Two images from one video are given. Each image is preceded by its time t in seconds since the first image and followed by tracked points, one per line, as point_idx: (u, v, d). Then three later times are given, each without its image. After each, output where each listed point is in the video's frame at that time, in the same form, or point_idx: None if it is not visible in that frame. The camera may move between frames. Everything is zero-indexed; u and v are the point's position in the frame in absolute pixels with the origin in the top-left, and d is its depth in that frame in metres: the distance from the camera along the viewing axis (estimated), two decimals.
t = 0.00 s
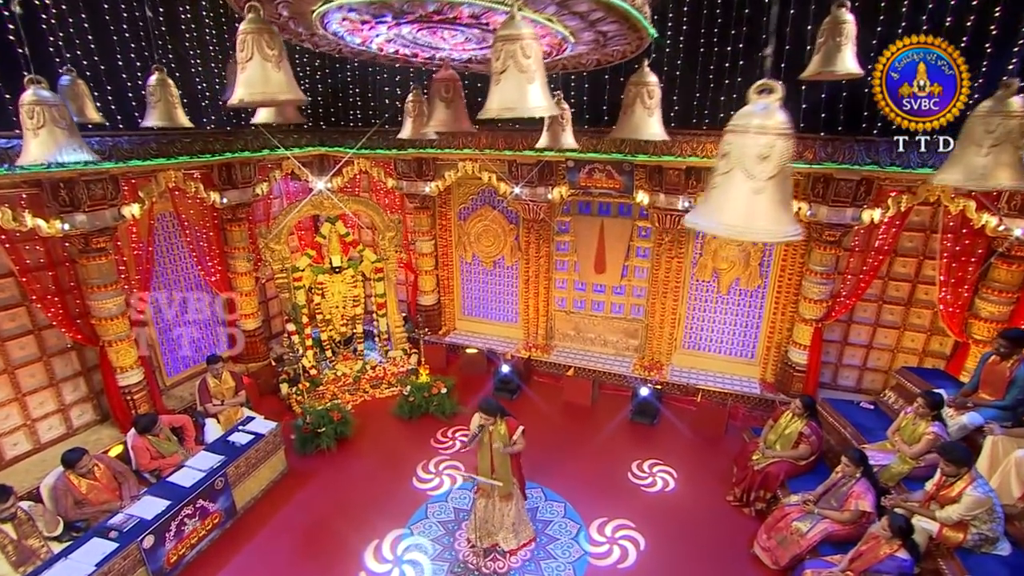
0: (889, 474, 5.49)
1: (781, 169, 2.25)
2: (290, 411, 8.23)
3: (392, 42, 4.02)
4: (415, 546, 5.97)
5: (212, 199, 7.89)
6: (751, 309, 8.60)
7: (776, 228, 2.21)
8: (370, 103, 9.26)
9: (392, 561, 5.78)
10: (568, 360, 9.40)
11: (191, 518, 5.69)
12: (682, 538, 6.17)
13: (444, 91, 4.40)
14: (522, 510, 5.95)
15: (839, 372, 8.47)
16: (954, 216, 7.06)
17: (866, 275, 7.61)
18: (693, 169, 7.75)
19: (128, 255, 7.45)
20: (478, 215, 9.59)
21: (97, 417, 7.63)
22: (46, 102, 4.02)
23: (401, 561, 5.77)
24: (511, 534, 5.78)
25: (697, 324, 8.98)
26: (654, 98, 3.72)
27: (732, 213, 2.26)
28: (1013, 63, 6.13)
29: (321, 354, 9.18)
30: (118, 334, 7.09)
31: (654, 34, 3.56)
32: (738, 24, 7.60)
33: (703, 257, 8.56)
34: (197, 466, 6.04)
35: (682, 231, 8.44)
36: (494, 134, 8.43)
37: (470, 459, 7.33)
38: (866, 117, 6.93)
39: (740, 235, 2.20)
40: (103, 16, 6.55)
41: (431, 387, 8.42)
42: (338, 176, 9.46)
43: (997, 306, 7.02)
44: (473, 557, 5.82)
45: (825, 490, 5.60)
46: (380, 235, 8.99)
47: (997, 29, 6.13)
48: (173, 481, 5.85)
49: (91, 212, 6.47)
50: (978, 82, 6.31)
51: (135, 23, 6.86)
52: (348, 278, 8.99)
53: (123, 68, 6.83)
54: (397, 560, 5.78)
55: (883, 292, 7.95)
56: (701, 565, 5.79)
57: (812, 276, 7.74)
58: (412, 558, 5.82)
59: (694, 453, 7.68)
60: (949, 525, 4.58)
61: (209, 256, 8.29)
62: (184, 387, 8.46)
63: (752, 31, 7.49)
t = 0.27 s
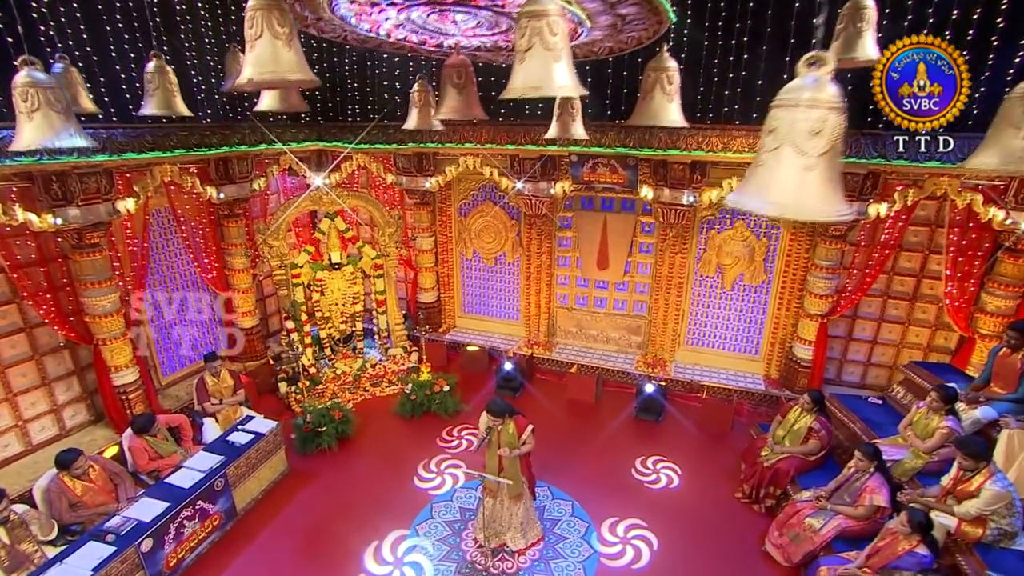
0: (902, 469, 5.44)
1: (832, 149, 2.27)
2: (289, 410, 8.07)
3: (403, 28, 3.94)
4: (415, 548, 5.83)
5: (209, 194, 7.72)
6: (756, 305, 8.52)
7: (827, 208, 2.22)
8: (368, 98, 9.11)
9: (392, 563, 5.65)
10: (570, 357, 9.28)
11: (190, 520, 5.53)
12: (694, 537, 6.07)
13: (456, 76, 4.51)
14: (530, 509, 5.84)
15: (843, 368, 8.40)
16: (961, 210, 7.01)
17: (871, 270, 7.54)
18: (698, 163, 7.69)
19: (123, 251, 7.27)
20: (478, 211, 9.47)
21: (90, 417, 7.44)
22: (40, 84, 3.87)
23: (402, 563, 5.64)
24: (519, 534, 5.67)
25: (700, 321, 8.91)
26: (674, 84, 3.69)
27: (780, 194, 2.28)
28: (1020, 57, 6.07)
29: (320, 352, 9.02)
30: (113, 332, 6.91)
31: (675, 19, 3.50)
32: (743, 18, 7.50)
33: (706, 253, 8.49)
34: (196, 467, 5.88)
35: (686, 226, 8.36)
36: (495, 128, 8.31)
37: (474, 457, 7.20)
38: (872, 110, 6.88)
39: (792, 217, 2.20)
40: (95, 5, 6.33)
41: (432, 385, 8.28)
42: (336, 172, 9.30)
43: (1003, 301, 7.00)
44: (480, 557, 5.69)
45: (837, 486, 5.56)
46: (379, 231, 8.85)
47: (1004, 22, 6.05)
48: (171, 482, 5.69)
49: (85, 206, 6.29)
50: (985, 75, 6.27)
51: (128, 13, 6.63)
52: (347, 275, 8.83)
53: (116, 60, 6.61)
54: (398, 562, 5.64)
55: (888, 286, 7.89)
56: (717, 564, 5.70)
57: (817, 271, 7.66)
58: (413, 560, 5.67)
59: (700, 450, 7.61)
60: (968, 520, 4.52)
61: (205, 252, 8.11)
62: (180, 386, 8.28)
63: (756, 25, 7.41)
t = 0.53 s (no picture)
0: (911, 464, 5.40)
1: (878, 123, 2.23)
2: (286, 409, 7.92)
3: (408, 15, 3.84)
4: (414, 549, 5.70)
5: (203, 190, 7.57)
6: (758, 301, 8.46)
7: (868, 186, 2.16)
8: (365, 93, 9.00)
9: (390, 565, 5.52)
10: (570, 354, 9.18)
11: (186, 523, 5.38)
12: (704, 535, 6.00)
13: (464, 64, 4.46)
14: (536, 508, 5.72)
15: (845, 364, 8.35)
16: (963, 204, 6.98)
17: (874, 265, 7.49)
18: (699, 158, 7.64)
19: (115, 248, 7.10)
20: (477, 208, 9.36)
21: (81, 418, 7.25)
22: (30, 66, 3.73)
23: (400, 565, 5.51)
24: (525, 533, 5.56)
25: (701, 317, 8.85)
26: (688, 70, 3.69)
27: (820, 167, 2.26)
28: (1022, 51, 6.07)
29: (317, 351, 8.88)
30: (105, 330, 6.74)
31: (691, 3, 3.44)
32: (744, 12, 7.47)
33: (708, 248, 8.44)
34: (192, 468, 5.73)
35: (687, 222, 8.30)
36: (494, 123, 8.22)
37: (475, 456, 7.10)
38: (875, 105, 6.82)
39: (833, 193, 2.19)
40: None
41: (432, 383, 8.16)
42: (332, 168, 9.16)
43: (1006, 296, 6.95)
44: (485, 557, 5.59)
45: (846, 481, 5.52)
46: (377, 228, 8.71)
47: (1006, 16, 6.03)
48: (167, 483, 5.54)
49: (75, 201, 6.12)
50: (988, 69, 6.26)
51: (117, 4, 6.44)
52: (345, 272, 8.69)
53: (107, 52, 6.40)
54: (396, 564, 5.51)
55: (890, 282, 7.85)
56: (730, 562, 5.63)
57: (819, 266, 7.61)
58: (413, 562, 5.55)
59: (703, 447, 7.55)
60: (981, 514, 4.47)
61: (199, 249, 7.95)
62: (174, 386, 8.10)
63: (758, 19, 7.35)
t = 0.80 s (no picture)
0: (919, 456, 5.36)
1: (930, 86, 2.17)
2: (281, 409, 7.75)
3: None
4: (412, 550, 5.56)
5: (195, 184, 7.37)
6: (758, 296, 8.41)
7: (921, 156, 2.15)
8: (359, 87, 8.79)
9: (386, 567, 5.37)
10: (569, 351, 9.09)
11: (180, 526, 5.20)
12: (712, 531, 5.93)
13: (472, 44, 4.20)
14: (541, 506, 5.60)
15: (844, 358, 8.30)
16: (964, 197, 6.96)
17: (875, 258, 7.45)
18: (699, 151, 7.60)
19: (103, 243, 6.89)
20: (474, 203, 9.23)
21: (68, 419, 7.01)
22: (15, 41, 3.52)
23: (396, 567, 5.36)
24: (529, 532, 5.43)
25: (701, 312, 8.78)
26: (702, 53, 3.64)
27: (871, 138, 2.22)
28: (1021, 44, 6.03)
29: (312, 349, 8.70)
30: (93, 328, 6.52)
31: None
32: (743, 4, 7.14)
33: (708, 243, 8.37)
34: (186, 469, 5.55)
35: (687, 216, 8.22)
36: (492, 117, 8.10)
37: (477, 454, 6.97)
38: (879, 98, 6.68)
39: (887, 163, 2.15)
40: None
41: (430, 381, 8.02)
42: (326, 163, 9.04)
43: (1005, 288, 6.96)
44: (490, 557, 5.46)
45: (855, 474, 5.49)
46: (373, 223, 8.56)
47: (1005, 8, 6.00)
48: (159, 485, 5.36)
49: (61, 193, 5.90)
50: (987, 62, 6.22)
51: None
52: (340, 268, 8.52)
53: (93, 41, 6.11)
54: (392, 566, 5.36)
55: (889, 275, 7.80)
56: (743, 561, 5.55)
57: (819, 260, 7.58)
58: (411, 563, 5.40)
59: (705, 442, 7.48)
60: (994, 505, 4.43)
61: (190, 245, 7.75)
62: (165, 386, 7.90)
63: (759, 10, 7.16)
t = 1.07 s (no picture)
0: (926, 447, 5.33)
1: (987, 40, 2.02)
2: (276, 407, 7.58)
3: None
4: (407, 551, 5.43)
5: (185, 178, 7.18)
6: (757, 290, 8.37)
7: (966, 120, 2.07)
8: (353, 80, 8.61)
9: (381, 568, 5.22)
10: (568, 347, 9.00)
11: (173, 528, 5.03)
12: (720, 527, 5.87)
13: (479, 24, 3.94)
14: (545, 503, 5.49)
15: (843, 352, 8.23)
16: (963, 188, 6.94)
17: (875, 251, 7.41)
18: (699, 144, 7.56)
19: (89, 238, 6.67)
20: (470, 197, 9.10)
21: (54, 421, 6.79)
22: None
23: (391, 569, 5.22)
24: (533, 529, 5.33)
25: (700, 307, 8.72)
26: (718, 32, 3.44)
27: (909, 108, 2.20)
28: None
29: (306, 347, 8.52)
30: (80, 326, 6.32)
31: None
32: None
33: (707, 237, 8.31)
34: (179, 469, 5.38)
35: (686, 210, 8.15)
36: (489, 110, 7.98)
37: (477, 451, 6.85)
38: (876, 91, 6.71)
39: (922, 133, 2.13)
40: None
41: (428, 378, 7.87)
42: (319, 158, 8.87)
43: (1004, 280, 6.94)
44: (493, 555, 5.35)
45: (862, 466, 5.47)
46: (367, 218, 8.40)
47: None
48: (151, 486, 5.18)
49: (45, 185, 5.68)
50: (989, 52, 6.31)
51: None
52: (334, 264, 8.34)
53: (78, 29, 5.89)
54: (386, 568, 5.22)
55: (888, 268, 7.74)
56: (755, 557, 5.49)
57: (819, 253, 7.55)
58: (406, 564, 5.27)
59: (706, 437, 7.42)
60: (1004, 496, 4.40)
61: (180, 240, 7.57)
62: (154, 386, 7.70)
63: (758, 2, 7.03)
